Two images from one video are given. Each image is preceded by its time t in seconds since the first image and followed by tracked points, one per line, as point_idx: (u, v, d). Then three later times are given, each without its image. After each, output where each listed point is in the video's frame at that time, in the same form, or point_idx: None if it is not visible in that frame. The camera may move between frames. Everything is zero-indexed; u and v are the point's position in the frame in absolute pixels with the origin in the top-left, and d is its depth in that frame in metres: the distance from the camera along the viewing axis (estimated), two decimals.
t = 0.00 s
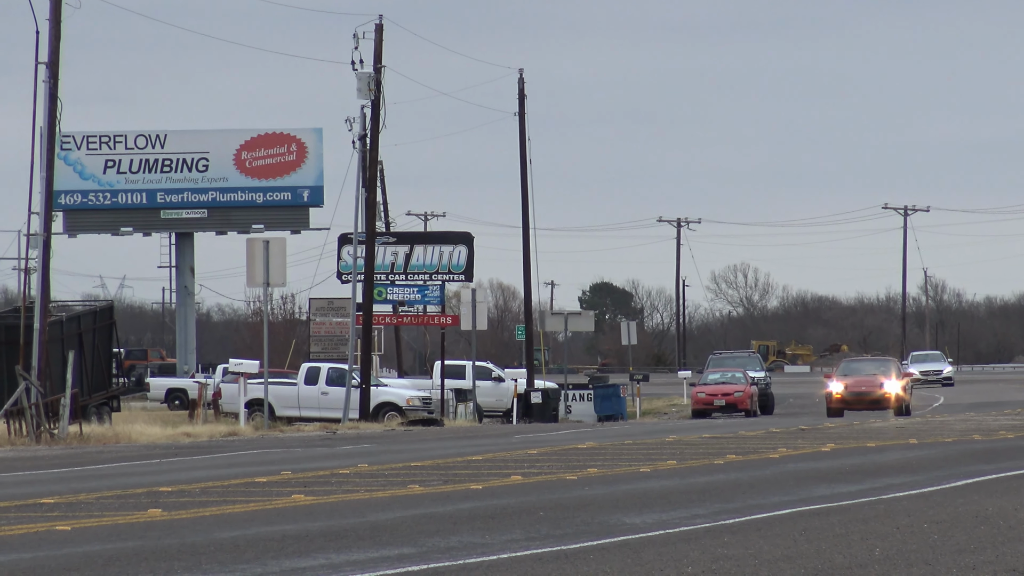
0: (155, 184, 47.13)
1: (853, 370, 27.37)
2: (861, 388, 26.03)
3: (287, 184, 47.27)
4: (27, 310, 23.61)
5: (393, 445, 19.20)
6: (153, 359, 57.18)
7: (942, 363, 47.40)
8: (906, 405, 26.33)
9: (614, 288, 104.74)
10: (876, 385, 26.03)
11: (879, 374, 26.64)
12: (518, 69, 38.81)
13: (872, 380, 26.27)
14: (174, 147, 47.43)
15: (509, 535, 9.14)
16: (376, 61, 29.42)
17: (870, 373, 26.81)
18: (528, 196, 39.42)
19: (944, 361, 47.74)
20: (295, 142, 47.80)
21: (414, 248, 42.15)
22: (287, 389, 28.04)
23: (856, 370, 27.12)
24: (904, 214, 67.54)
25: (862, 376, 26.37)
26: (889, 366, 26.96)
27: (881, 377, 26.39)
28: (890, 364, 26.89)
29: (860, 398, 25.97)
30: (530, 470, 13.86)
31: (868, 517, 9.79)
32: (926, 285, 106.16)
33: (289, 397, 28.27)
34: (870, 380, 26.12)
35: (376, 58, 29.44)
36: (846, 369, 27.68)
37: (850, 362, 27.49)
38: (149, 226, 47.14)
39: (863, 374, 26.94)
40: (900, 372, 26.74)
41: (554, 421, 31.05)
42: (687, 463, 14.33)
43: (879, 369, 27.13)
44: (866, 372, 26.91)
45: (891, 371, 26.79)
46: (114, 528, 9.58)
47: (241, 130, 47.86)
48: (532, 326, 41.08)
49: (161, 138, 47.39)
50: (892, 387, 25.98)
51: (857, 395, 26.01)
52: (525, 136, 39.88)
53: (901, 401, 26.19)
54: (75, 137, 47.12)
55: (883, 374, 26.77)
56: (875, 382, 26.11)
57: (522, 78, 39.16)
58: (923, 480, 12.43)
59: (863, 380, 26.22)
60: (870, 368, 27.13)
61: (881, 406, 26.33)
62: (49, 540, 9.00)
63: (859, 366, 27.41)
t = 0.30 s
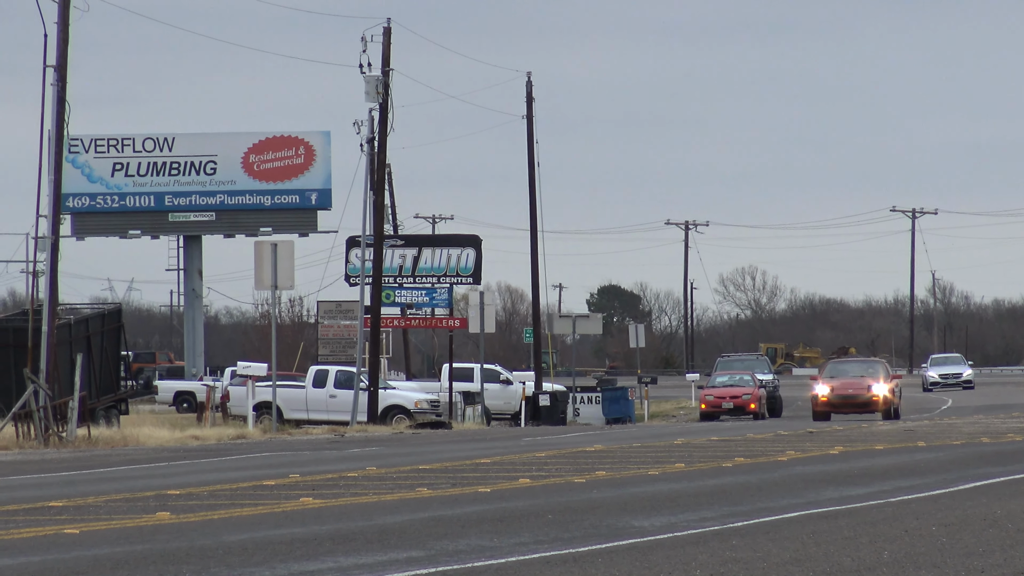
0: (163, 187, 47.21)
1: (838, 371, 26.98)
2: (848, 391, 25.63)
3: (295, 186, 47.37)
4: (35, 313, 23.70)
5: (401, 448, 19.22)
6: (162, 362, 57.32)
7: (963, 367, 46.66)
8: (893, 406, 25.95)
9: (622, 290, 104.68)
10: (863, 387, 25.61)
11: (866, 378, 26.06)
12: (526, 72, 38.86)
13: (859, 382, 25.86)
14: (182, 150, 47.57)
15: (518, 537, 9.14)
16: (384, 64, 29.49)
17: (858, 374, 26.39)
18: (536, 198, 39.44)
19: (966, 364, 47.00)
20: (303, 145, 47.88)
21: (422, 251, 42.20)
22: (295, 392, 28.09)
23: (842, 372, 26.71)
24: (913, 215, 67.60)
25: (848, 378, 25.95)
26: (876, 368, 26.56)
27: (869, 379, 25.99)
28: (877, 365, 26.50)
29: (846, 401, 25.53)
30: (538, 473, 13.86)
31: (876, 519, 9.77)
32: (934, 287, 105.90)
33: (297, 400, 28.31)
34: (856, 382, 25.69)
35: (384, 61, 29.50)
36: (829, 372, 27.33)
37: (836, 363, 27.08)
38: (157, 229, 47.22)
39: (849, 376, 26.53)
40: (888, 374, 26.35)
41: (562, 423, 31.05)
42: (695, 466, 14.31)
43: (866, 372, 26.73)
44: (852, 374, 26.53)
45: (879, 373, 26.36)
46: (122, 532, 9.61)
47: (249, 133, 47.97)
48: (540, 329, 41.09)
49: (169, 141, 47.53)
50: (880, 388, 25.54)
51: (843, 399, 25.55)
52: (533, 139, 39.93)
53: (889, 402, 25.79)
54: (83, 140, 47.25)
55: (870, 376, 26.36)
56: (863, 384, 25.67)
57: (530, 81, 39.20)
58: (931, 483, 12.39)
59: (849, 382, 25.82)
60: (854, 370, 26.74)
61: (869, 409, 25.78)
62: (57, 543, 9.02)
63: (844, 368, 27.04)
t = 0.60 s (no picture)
0: (171, 189, 47.33)
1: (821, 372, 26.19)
2: (834, 392, 24.85)
3: (303, 188, 47.45)
4: (43, 316, 23.77)
5: (409, 450, 19.24)
6: (171, 364, 57.43)
7: (981, 367, 46.17)
8: (881, 409, 25.18)
9: (630, 291, 104.61)
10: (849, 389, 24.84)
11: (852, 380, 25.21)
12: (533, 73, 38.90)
13: (844, 384, 25.11)
14: (190, 152, 47.70)
15: (527, 539, 9.15)
16: (391, 65, 29.50)
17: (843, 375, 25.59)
18: (544, 200, 39.45)
19: (983, 364, 46.51)
20: (311, 147, 47.97)
21: (430, 253, 42.20)
22: (304, 393, 28.17)
23: (825, 373, 25.95)
24: (921, 215, 67.58)
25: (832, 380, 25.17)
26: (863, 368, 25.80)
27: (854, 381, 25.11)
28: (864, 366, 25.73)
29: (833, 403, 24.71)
30: (547, 474, 13.86)
31: (885, 520, 9.75)
32: (943, 288, 105.67)
33: (305, 402, 28.36)
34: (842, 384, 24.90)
35: (391, 63, 29.51)
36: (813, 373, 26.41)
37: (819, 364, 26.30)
38: (165, 231, 47.34)
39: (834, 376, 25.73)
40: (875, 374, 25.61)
41: (570, 424, 31.07)
42: (703, 467, 14.30)
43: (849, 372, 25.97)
44: (837, 375, 25.74)
45: (866, 374, 25.56)
46: (132, 533, 9.65)
47: (257, 135, 48.08)
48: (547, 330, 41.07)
49: (177, 143, 47.66)
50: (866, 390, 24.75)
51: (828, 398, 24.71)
52: (540, 140, 39.93)
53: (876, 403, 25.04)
54: (91, 143, 47.35)
55: (857, 377, 25.58)
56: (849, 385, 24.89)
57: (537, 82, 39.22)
58: (940, 483, 12.37)
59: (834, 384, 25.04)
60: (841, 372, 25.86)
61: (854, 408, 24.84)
62: (66, 545, 9.05)
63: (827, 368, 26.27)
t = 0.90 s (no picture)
0: (179, 188, 47.43)
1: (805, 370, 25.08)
2: (819, 391, 23.79)
3: (311, 186, 47.53)
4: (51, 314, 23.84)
5: (419, 447, 19.27)
6: (179, 363, 57.57)
7: (999, 363, 45.85)
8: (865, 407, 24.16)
9: (638, 288, 104.56)
10: (835, 387, 23.84)
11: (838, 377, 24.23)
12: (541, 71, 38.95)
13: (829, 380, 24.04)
14: (198, 151, 47.81)
15: (535, 536, 9.15)
16: (399, 64, 29.55)
17: (828, 374, 24.48)
18: (551, 197, 39.47)
19: (1001, 361, 46.13)
20: (319, 145, 48.04)
21: (438, 251, 42.24)
22: (313, 391, 28.22)
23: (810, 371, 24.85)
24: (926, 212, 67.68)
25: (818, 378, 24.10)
26: (848, 366, 24.78)
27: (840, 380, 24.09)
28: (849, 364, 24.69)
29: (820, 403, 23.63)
30: (555, 471, 13.86)
31: (893, 516, 9.74)
32: (951, 284, 105.53)
33: (314, 400, 28.33)
34: (828, 382, 23.88)
35: (399, 61, 29.56)
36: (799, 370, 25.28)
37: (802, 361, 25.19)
38: (173, 229, 47.44)
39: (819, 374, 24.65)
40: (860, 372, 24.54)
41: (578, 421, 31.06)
42: (712, 464, 14.30)
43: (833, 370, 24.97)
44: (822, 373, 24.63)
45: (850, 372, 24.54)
46: (141, 531, 9.67)
47: (265, 134, 48.16)
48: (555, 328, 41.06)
49: (185, 142, 47.79)
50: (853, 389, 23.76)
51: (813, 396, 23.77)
52: (548, 138, 39.95)
53: (861, 402, 24.14)
54: (99, 142, 47.52)
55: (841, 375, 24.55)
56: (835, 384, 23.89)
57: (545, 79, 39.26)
58: (949, 480, 12.34)
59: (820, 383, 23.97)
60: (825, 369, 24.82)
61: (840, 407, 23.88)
62: (76, 544, 9.08)
63: (812, 366, 25.15)
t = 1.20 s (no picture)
0: (190, 187, 47.58)
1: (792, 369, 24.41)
2: (806, 390, 23.17)
3: (322, 186, 47.63)
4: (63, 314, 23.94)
5: (431, 446, 19.30)
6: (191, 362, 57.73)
7: (1016, 363, 45.54)
8: (853, 406, 23.56)
9: (650, 287, 104.36)
10: (823, 385, 23.18)
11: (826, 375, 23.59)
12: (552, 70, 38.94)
13: (817, 379, 23.36)
14: (209, 150, 47.95)
15: (547, 535, 9.16)
16: (411, 63, 29.59)
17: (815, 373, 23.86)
18: (562, 196, 39.44)
19: (1019, 360, 45.88)
20: (330, 144, 48.13)
21: (450, 250, 42.25)
22: (325, 390, 28.29)
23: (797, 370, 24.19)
24: (939, 211, 67.46)
25: (804, 376, 23.52)
26: (835, 364, 24.14)
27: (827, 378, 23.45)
28: (836, 361, 24.10)
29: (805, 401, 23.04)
30: (567, 470, 13.87)
31: (905, 515, 9.72)
32: (963, 283, 105.15)
33: (325, 399, 28.45)
34: (814, 379, 23.30)
35: (410, 60, 29.61)
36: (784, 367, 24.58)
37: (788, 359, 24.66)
38: (185, 228, 47.59)
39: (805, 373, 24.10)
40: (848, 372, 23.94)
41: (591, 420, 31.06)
42: (724, 463, 14.28)
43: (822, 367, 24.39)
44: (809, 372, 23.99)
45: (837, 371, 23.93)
46: (152, 531, 9.71)
47: (277, 133, 48.26)
48: (566, 327, 41.02)
49: (196, 141, 47.92)
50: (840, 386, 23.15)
51: (800, 396, 23.15)
52: (560, 137, 39.95)
53: (850, 402, 23.45)
54: (110, 141, 47.58)
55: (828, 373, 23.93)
56: (822, 380, 23.29)
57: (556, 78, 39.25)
58: (961, 479, 12.29)
59: (807, 380, 23.38)
60: (812, 368, 24.17)
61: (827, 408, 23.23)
62: (88, 543, 9.13)
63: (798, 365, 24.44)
